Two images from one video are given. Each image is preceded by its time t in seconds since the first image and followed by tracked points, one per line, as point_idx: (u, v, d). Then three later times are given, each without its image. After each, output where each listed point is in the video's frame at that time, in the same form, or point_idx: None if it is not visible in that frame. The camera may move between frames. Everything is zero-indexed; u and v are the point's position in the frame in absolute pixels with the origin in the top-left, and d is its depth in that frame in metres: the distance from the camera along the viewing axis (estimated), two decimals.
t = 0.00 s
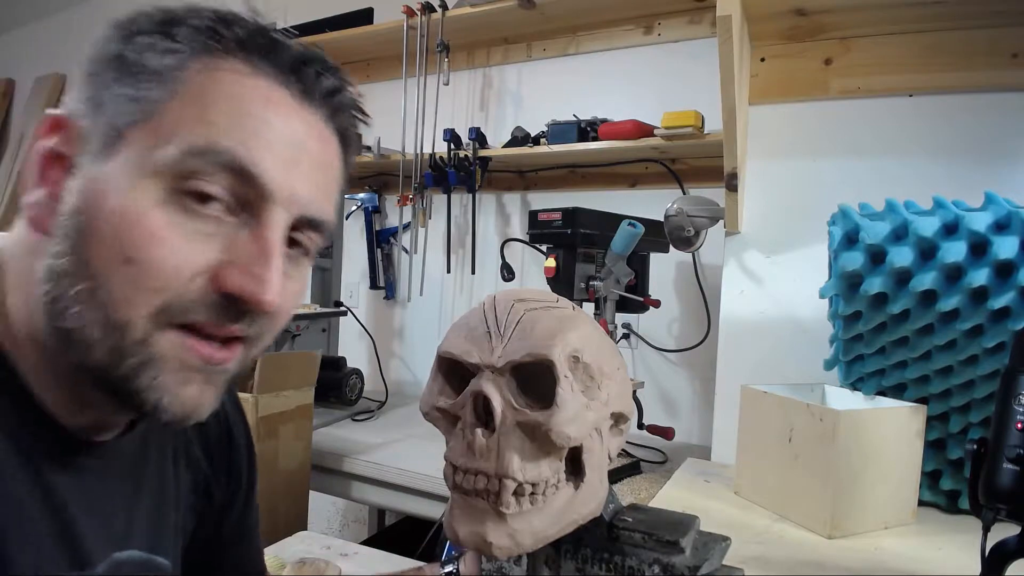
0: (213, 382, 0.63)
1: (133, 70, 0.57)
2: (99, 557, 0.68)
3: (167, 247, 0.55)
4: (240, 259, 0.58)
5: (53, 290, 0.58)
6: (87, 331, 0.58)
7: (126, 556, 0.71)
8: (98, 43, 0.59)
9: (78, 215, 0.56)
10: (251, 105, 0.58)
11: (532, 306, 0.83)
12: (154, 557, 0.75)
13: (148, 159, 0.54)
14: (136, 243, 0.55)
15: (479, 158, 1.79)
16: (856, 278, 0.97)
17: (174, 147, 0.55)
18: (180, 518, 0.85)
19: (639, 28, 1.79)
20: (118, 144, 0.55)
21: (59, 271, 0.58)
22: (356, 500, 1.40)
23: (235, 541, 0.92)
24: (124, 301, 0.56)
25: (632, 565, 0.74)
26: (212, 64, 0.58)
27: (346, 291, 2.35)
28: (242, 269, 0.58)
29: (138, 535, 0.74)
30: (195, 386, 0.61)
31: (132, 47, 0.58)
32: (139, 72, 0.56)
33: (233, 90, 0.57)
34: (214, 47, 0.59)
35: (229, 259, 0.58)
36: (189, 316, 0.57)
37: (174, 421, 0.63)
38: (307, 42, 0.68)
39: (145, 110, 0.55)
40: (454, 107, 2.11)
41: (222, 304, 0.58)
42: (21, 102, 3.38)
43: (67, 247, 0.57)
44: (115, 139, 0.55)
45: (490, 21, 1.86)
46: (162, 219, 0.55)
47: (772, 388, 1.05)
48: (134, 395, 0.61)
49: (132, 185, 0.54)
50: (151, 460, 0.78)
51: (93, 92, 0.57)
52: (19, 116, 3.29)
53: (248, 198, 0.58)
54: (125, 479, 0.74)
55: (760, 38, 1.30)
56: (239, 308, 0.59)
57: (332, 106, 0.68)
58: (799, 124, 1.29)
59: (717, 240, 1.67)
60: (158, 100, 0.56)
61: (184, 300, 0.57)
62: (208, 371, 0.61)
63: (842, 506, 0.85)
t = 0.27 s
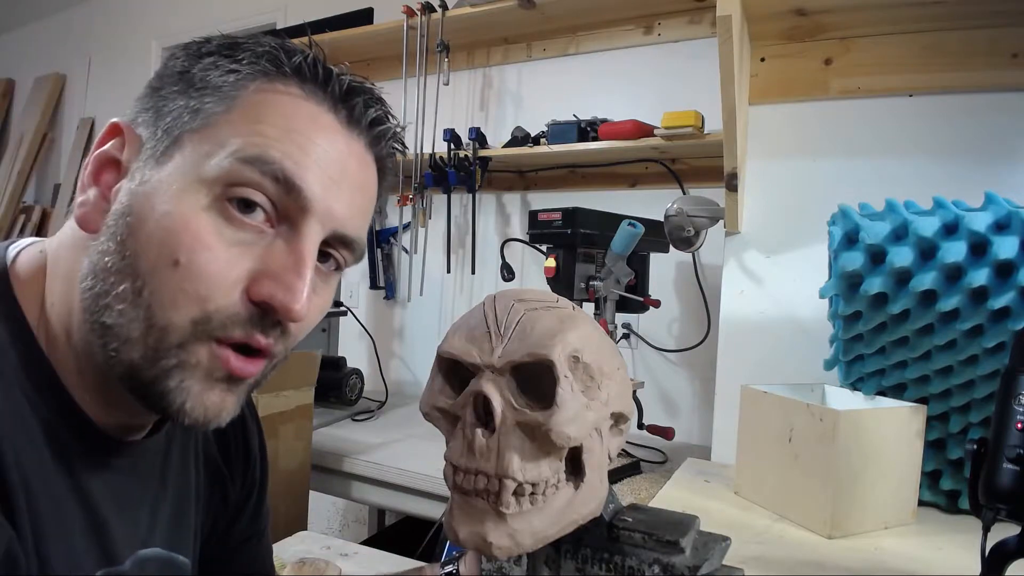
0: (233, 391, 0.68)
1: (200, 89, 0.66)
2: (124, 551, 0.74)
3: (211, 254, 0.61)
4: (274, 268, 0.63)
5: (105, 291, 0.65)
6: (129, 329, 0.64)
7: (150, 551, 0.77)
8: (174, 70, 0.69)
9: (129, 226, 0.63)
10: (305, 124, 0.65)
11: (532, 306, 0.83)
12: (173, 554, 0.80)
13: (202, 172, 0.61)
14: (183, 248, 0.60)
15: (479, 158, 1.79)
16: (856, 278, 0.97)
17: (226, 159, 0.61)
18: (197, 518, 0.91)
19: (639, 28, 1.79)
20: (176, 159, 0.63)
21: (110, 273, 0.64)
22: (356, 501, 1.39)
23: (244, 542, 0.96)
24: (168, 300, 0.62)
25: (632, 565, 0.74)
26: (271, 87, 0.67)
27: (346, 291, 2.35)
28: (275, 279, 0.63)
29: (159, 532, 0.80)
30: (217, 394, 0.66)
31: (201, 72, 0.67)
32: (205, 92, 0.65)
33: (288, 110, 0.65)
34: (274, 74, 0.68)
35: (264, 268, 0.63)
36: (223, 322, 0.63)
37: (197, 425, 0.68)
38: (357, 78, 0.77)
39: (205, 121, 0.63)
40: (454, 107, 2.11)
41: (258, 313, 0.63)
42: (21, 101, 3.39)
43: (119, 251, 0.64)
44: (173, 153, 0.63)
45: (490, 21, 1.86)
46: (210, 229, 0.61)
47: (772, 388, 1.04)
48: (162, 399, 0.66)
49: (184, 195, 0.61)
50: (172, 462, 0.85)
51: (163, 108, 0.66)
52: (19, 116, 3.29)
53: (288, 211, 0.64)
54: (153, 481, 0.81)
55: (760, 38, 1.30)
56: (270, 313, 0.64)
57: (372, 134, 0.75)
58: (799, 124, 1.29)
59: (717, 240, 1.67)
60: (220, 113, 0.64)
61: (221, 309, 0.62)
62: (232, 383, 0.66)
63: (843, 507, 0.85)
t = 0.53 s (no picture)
0: (227, 390, 0.70)
1: (178, 78, 0.65)
2: (114, 547, 0.75)
3: (200, 239, 0.62)
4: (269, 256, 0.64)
5: (92, 285, 0.65)
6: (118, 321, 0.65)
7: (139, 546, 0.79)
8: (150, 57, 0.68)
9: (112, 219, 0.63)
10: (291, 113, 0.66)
11: (532, 305, 0.83)
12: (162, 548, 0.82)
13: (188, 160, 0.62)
14: (172, 237, 0.61)
15: (478, 158, 1.79)
16: (855, 278, 0.98)
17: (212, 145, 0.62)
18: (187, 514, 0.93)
19: (639, 28, 1.79)
20: (160, 150, 0.63)
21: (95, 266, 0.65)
22: (356, 501, 1.39)
23: (237, 536, 0.98)
24: (150, 291, 0.62)
25: (632, 565, 0.73)
26: (250, 75, 0.66)
27: (346, 291, 2.35)
28: (269, 266, 0.64)
29: (147, 528, 0.82)
30: (209, 394, 0.68)
31: (178, 59, 0.67)
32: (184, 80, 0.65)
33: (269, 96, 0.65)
34: (252, 61, 0.67)
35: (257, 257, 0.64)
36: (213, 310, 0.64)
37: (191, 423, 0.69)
38: (336, 63, 0.77)
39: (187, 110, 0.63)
40: (454, 107, 2.11)
41: (250, 298, 0.65)
42: (21, 101, 3.39)
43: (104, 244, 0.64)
44: (155, 143, 0.63)
45: (490, 21, 1.86)
46: (197, 217, 0.62)
47: (772, 388, 1.04)
48: (162, 402, 0.67)
49: (171, 184, 0.62)
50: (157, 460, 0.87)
51: (141, 96, 0.66)
52: (19, 116, 3.28)
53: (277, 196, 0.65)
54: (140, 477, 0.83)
55: (760, 38, 1.30)
56: (266, 298, 0.65)
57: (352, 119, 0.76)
58: (800, 124, 1.29)
59: (717, 240, 1.67)
60: (201, 103, 0.64)
61: (213, 297, 0.63)
62: (223, 379, 0.68)
63: (843, 507, 0.85)
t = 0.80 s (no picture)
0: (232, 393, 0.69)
1: (184, 93, 0.61)
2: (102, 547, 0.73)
3: (211, 265, 0.59)
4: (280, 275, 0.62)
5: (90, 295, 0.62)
6: (124, 338, 0.61)
7: (126, 544, 0.77)
8: (146, 61, 0.63)
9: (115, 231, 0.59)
10: (308, 143, 0.63)
11: (532, 306, 0.83)
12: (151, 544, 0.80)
13: (200, 180, 0.59)
14: (182, 261, 0.58)
15: (479, 158, 1.79)
16: (855, 278, 0.97)
17: (223, 166, 0.59)
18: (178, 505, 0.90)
19: (639, 28, 1.79)
20: (165, 167, 0.59)
21: (94, 282, 0.61)
22: (355, 501, 1.39)
23: (231, 530, 0.95)
24: (161, 310, 0.60)
25: (631, 565, 0.73)
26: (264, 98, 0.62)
27: (346, 291, 2.35)
28: (281, 285, 0.62)
29: (136, 525, 0.79)
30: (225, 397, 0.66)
31: (181, 69, 0.62)
32: (191, 95, 0.61)
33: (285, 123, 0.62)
34: (263, 79, 0.63)
35: (266, 276, 0.62)
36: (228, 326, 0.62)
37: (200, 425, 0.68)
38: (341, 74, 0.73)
39: (194, 129, 0.59)
40: (454, 106, 2.12)
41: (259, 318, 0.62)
42: (21, 101, 3.39)
43: (106, 257, 0.60)
44: (159, 159, 0.59)
45: (490, 21, 1.86)
46: (207, 238, 0.59)
47: (772, 388, 1.04)
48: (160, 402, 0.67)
49: (176, 202, 0.58)
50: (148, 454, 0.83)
51: (141, 106, 0.61)
52: (19, 115, 3.28)
53: (289, 218, 0.62)
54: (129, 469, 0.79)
55: (760, 38, 1.30)
56: (277, 319, 0.63)
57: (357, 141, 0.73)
58: (799, 124, 1.29)
59: (717, 240, 1.67)
60: (208, 124, 0.60)
61: (223, 315, 0.61)
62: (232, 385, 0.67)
63: (843, 507, 0.85)
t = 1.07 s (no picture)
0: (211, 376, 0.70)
1: (161, 117, 0.59)
2: (59, 530, 0.77)
3: (212, 281, 0.64)
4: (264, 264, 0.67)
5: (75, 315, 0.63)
6: (137, 355, 0.66)
7: (91, 521, 0.81)
8: (102, 66, 0.57)
9: (115, 270, 0.61)
10: (275, 148, 0.64)
11: (532, 306, 0.83)
12: (116, 519, 0.84)
13: (196, 211, 0.61)
14: (190, 283, 0.63)
15: (479, 158, 1.79)
16: (855, 277, 0.97)
17: (218, 194, 0.61)
18: (150, 480, 0.92)
19: (639, 28, 1.79)
20: (163, 200, 0.60)
21: (95, 313, 0.63)
22: (355, 501, 1.39)
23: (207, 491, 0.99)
24: (173, 325, 0.65)
25: (632, 565, 0.74)
26: (236, 110, 0.62)
27: (346, 291, 2.35)
28: (268, 270, 0.68)
29: (100, 501, 0.83)
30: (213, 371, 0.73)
31: (154, 86, 0.59)
32: (172, 122, 0.59)
33: (255, 133, 0.63)
34: (224, 84, 0.62)
35: (254, 265, 0.66)
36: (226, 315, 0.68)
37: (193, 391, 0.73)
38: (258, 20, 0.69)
39: (184, 162, 0.60)
40: (454, 106, 2.12)
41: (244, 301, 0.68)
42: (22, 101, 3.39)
43: (109, 295, 0.62)
44: (159, 195, 0.60)
45: (490, 21, 1.86)
46: (206, 257, 0.63)
47: (772, 388, 1.04)
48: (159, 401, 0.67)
49: (176, 236, 0.61)
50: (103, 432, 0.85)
51: (88, 119, 0.58)
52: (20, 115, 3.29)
53: (268, 214, 0.66)
54: (80, 453, 0.81)
55: (760, 38, 1.30)
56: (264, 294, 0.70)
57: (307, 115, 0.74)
58: (800, 123, 1.29)
59: (718, 240, 1.67)
60: (194, 154, 0.60)
61: (225, 309, 0.67)
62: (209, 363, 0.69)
63: (843, 507, 0.85)
